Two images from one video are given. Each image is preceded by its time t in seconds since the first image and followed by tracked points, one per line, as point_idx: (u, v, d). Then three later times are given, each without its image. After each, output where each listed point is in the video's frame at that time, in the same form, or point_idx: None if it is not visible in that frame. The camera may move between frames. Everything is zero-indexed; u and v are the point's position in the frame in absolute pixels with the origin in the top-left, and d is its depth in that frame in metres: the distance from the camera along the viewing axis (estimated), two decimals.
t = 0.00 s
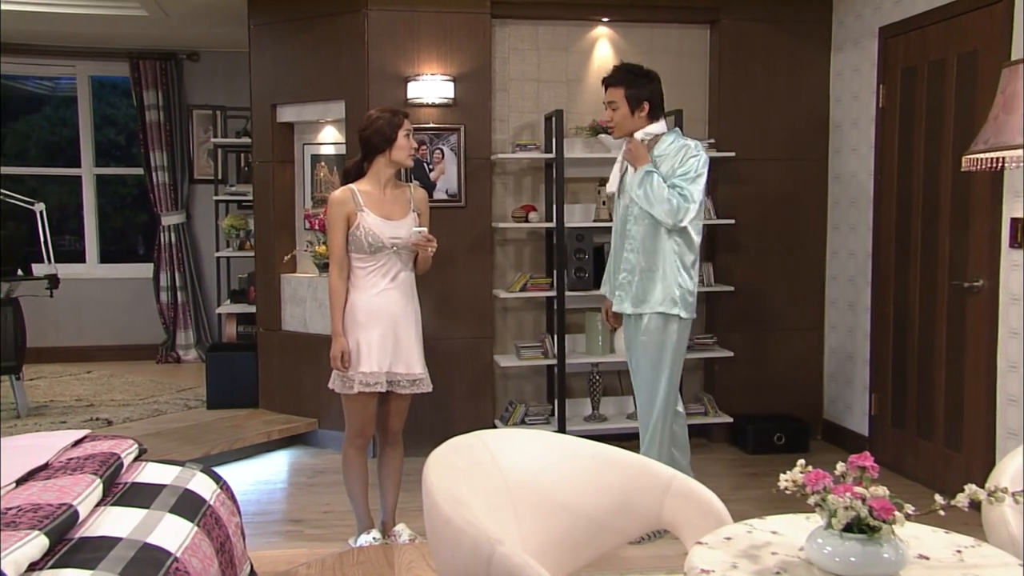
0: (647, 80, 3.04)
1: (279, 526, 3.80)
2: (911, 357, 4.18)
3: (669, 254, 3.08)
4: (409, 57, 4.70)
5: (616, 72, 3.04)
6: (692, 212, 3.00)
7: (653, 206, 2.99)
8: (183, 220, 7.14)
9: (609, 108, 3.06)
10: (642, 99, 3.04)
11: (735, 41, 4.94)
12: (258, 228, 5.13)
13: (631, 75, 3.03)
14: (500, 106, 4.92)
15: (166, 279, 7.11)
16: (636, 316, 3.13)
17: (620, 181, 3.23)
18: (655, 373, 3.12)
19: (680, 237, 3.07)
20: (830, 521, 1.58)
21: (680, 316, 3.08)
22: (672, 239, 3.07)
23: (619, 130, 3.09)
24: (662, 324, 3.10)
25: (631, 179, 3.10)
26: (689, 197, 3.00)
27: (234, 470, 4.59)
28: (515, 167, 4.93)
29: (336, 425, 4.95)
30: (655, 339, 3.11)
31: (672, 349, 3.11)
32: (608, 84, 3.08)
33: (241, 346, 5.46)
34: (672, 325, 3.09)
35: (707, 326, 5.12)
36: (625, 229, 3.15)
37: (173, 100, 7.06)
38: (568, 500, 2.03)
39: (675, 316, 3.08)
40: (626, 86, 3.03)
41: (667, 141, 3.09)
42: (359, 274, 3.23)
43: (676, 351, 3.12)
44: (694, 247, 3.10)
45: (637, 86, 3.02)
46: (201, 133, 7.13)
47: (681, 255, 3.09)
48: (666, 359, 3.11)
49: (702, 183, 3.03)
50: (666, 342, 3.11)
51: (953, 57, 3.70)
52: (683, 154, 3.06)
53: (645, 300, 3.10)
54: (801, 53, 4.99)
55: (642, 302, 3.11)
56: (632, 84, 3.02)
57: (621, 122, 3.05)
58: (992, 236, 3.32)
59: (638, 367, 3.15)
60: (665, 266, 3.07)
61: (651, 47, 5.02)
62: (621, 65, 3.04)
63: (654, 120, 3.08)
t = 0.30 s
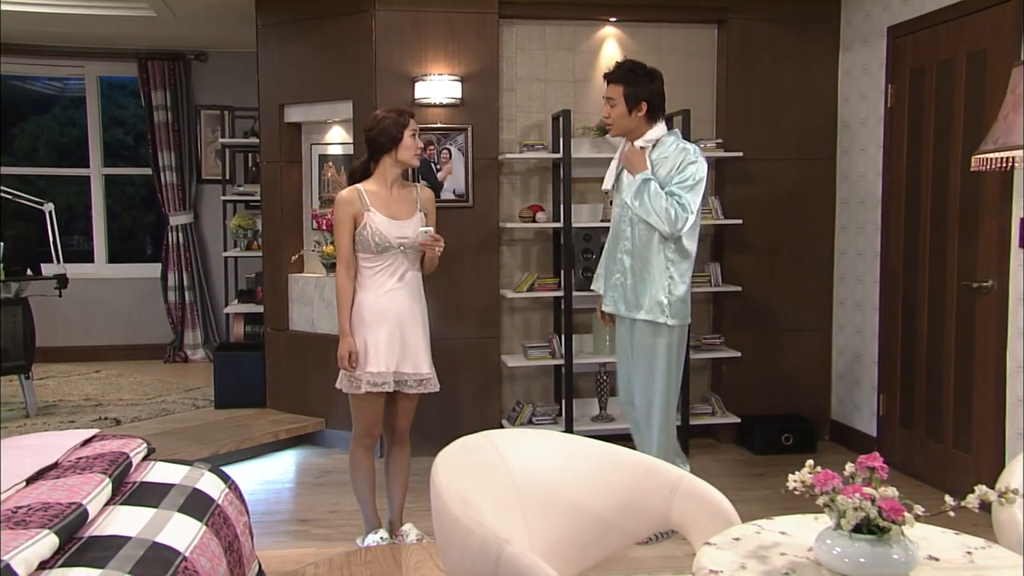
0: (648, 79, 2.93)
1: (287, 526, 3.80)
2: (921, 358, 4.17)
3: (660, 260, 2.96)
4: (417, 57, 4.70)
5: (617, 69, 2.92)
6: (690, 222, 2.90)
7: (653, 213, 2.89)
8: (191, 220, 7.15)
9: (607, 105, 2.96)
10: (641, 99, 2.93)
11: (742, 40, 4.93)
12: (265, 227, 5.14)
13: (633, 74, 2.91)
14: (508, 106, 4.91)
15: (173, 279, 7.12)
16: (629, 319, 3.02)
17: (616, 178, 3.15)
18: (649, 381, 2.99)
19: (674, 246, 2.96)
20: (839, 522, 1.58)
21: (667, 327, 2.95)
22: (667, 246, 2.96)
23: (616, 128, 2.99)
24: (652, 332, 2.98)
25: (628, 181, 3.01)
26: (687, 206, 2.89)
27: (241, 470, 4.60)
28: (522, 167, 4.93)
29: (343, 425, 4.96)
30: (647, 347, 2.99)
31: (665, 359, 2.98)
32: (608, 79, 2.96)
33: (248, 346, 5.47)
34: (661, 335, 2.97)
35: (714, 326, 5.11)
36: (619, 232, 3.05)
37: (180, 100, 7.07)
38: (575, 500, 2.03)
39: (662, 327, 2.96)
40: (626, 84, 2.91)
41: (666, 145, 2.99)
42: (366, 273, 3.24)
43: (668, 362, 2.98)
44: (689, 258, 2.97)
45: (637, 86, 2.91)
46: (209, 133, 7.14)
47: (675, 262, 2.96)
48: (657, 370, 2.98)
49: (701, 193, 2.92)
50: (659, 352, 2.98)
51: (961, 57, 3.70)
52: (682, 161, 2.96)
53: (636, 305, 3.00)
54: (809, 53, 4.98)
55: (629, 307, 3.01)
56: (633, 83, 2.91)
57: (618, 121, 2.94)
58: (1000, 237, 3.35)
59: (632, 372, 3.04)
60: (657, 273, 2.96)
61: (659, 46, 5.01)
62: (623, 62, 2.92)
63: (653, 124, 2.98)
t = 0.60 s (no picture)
0: (642, 79, 2.90)
1: (291, 526, 3.80)
2: (926, 357, 4.16)
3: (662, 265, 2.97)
4: (421, 57, 4.70)
5: (611, 70, 2.90)
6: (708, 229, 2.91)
7: (666, 224, 2.88)
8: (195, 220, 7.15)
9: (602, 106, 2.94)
10: (635, 99, 2.90)
11: (748, 40, 4.93)
12: (270, 228, 5.15)
13: (625, 74, 2.89)
14: (512, 107, 4.91)
15: (178, 279, 7.13)
16: (627, 322, 3.01)
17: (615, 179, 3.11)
18: (648, 380, 2.98)
19: (681, 250, 2.96)
20: (845, 522, 1.57)
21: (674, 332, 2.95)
22: (672, 252, 2.96)
23: (610, 128, 2.96)
24: (650, 334, 2.97)
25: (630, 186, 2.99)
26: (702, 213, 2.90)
27: (246, 470, 4.61)
28: (527, 167, 4.93)
29: (347, 425, 4.96)
30: (646, 349, 2.98)
31: (664, 358, 2.98)
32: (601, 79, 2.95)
33: (253, 346, 5.48)
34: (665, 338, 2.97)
35: (719, 327, 5.11)
36: (620, 233, 3.03)
37: (185, 100, 7.08)
38: (581, 500, 2.03)
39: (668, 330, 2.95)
40: (619, 84, 2.89)
41: (666, 149, 2.95)
42: (370, 273, 3.24)
43: (668, 363, 2.98)
44: (694, 261, 2.98)
45: (631, 86, 2.88)
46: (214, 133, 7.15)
47: (681, 266, 2.97)
48: (657, 369, 2.97)
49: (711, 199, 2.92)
50: (658, 353, 2.97)
51: (971, 53, 3.79)
52: (686, 165, 2.94)
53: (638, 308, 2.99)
54: (813, 53, 4.97)
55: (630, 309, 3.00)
56: (625, 82, 2.88)
57: (611, 122, 2.92)
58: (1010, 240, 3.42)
59: (632, 373, 3.02)
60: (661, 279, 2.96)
61: (665, 46, 5.00)
62: (618, 62, 2.90)
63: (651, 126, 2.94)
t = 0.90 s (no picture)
0: (634, 80, 2.94)
1: (293, 526, 3.80)
2: (927, 358, 4.16)
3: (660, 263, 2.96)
4: (423, 57, 4.71)
5: (603, 71, 2.94)
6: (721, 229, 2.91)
7: (677, 236, 2.88)
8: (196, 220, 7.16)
9: (595, 108, 2.97)
10: (628, 99, 2.93)
11: (749, 40, 4.93)
12: (271, 227, 5.15)
13: (618, 74, 2.92)
14: (514, 106, 4.91)
15: (180, 279, 7.14)
16: (624, 321, 3.00)
17: (606, 178, 3.11)
18: (644, 377, 2.97)
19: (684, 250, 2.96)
20: (847, 522, 1.57)
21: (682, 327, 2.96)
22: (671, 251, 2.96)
23: (604, 129, 2.99)
24: (646, 331, 2.96)
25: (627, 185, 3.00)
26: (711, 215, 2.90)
27: (248, 470, 4.61)
28: (528, 167, 4.93)
29: (349, 425, 4.96)
30: (642, 347, 2.98)
31: (661, 356, 2.96)
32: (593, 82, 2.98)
33: (255, 346, 5.48)
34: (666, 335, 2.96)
35: (721, 327, 5.10)
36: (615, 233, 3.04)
37: (186, 100, 7.08)
38: (582, 500, 2.03)
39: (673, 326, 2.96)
40: (612, 85, 2.93)
41: (659, 148, 2.98)
42: (370, 274, 3.24)
43: (664, 361, 2.97)
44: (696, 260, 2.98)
45: (623, 86, 2.92)
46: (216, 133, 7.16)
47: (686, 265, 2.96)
48: (652, 366, 2.96)
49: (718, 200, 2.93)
50: (649, 351, 2.97)
51: (972, 54, 3.79)
52: (682, 163, 2.94)
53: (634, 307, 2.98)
54: (814, 52, 4.97)
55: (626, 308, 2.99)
56: (619, 83, 2.92)
57: (606, 123, 2.95)
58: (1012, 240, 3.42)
59: (628, 371, 3.03)
60: (661, 277, 2.96)
61: (666, 46, 5.00)
62: (609, 64, 2.94)
63: (644, 126, 2.98)
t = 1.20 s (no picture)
0: (624, 80, 2.96)
1: (294, 526, 3.80)
2: (928, 358, 4.16)
3: (654, 261, 2.97)
4: (423, 57, 4.70)
5: (594, 71, 2.97)
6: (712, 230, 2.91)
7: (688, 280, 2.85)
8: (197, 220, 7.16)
9: (586, 107, 2.98)
10: (620, 98, 2.95)
11: (749, 40, 4.93)
12: (272, 227, 5.15)
13: (608, 74, 2.95)
14: (514, 107, 4.91)
15: (181, 279, 7.14)
16: (621, 319, 3.00)
17: (596, 178, 3.11)
18: (641, 376, 2.97)
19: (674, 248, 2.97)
20: (847, 522, 1.57)
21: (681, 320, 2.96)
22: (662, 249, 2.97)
23: (595, 129, 3.00)
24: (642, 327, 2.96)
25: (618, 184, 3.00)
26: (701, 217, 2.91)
27: (249, 470, 4.61)
28: (529, 167, 4.93)
29: (349, 425, 4.96)
30: (639, 347, 2.97)
31: (656, 355, 2.96)
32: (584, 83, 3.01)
33: (255, 346, 5.48)
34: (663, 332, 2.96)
35: (721, 327, 5.10)
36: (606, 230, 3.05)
37: (187, 100, 7.08)
38: (583, 500, 2.02)
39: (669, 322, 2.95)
40: (604, 85, 2.95)
41: (650, 148, 2.97)
42: (370, 274, 3.24)
43: (660, 360, 2.96)
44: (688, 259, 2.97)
45: (614, 86, 2.94)
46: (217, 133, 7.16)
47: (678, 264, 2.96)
48: (648, 366, 2.96)
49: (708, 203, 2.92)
50: (646, 352, 2.96)
51: (974, 54, 3.78)
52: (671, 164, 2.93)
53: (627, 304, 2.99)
54: (815, 53, 4.97)
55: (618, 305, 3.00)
56: (610, 83, 2.95)
57: (597, 122, 2.96)
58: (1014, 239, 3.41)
59: (625, 372, 3.02)
60: (656, 276, 2.96)
61: (667, 46, 4.99)
62: (600, 64, 2.97)
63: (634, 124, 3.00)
